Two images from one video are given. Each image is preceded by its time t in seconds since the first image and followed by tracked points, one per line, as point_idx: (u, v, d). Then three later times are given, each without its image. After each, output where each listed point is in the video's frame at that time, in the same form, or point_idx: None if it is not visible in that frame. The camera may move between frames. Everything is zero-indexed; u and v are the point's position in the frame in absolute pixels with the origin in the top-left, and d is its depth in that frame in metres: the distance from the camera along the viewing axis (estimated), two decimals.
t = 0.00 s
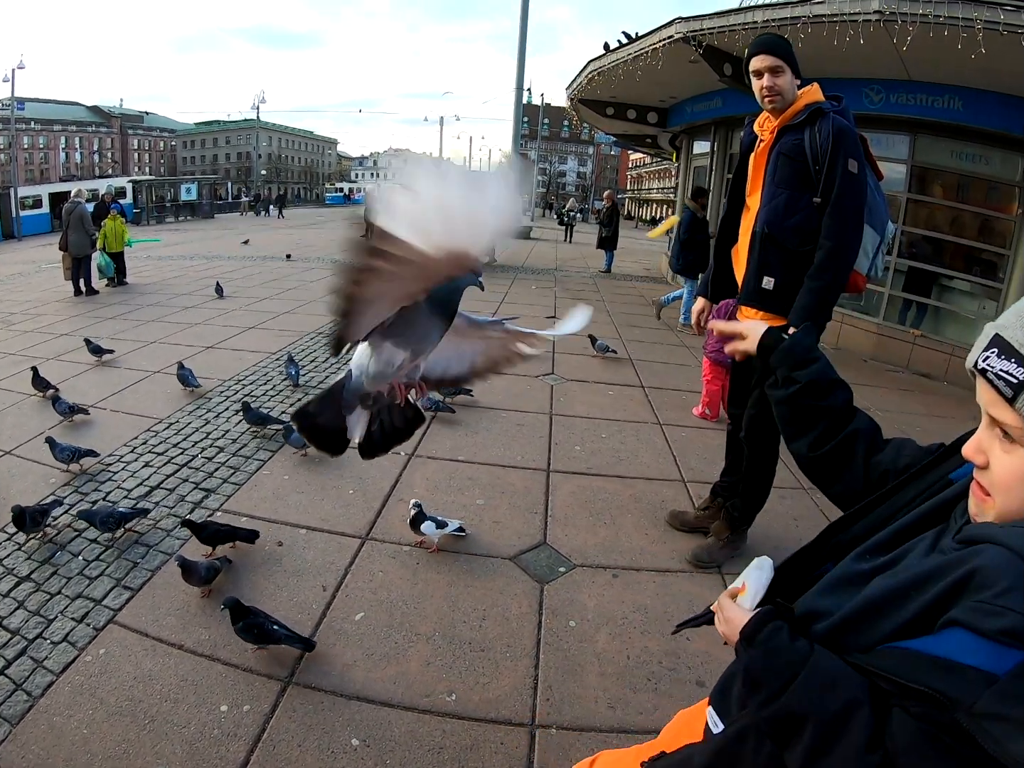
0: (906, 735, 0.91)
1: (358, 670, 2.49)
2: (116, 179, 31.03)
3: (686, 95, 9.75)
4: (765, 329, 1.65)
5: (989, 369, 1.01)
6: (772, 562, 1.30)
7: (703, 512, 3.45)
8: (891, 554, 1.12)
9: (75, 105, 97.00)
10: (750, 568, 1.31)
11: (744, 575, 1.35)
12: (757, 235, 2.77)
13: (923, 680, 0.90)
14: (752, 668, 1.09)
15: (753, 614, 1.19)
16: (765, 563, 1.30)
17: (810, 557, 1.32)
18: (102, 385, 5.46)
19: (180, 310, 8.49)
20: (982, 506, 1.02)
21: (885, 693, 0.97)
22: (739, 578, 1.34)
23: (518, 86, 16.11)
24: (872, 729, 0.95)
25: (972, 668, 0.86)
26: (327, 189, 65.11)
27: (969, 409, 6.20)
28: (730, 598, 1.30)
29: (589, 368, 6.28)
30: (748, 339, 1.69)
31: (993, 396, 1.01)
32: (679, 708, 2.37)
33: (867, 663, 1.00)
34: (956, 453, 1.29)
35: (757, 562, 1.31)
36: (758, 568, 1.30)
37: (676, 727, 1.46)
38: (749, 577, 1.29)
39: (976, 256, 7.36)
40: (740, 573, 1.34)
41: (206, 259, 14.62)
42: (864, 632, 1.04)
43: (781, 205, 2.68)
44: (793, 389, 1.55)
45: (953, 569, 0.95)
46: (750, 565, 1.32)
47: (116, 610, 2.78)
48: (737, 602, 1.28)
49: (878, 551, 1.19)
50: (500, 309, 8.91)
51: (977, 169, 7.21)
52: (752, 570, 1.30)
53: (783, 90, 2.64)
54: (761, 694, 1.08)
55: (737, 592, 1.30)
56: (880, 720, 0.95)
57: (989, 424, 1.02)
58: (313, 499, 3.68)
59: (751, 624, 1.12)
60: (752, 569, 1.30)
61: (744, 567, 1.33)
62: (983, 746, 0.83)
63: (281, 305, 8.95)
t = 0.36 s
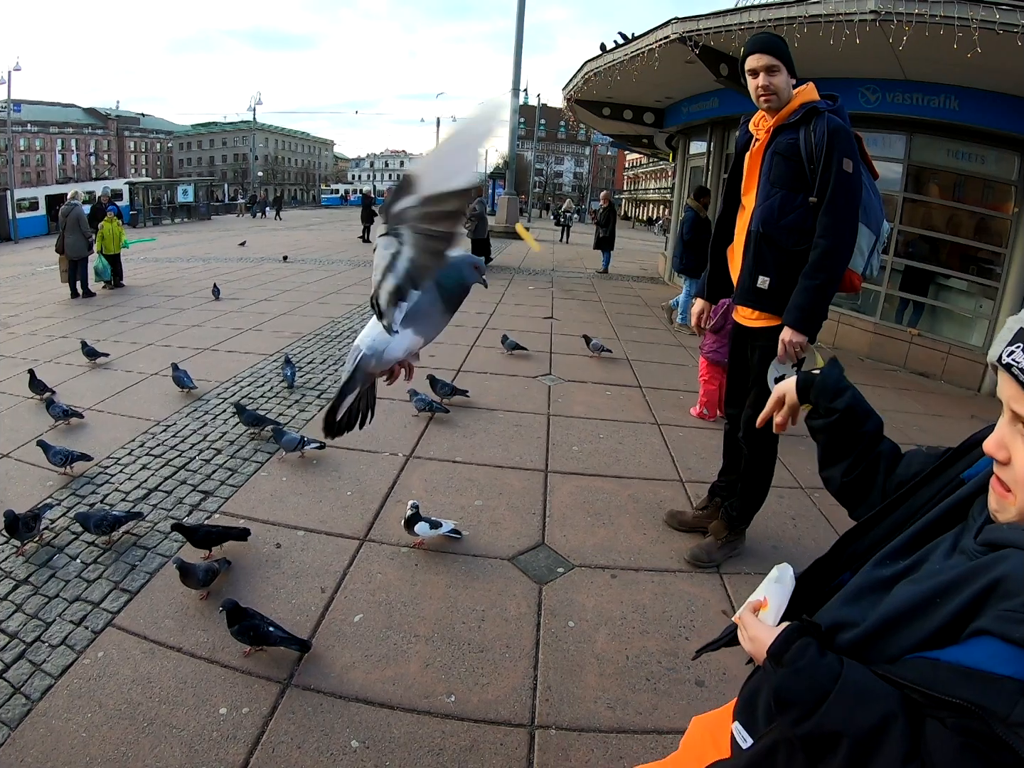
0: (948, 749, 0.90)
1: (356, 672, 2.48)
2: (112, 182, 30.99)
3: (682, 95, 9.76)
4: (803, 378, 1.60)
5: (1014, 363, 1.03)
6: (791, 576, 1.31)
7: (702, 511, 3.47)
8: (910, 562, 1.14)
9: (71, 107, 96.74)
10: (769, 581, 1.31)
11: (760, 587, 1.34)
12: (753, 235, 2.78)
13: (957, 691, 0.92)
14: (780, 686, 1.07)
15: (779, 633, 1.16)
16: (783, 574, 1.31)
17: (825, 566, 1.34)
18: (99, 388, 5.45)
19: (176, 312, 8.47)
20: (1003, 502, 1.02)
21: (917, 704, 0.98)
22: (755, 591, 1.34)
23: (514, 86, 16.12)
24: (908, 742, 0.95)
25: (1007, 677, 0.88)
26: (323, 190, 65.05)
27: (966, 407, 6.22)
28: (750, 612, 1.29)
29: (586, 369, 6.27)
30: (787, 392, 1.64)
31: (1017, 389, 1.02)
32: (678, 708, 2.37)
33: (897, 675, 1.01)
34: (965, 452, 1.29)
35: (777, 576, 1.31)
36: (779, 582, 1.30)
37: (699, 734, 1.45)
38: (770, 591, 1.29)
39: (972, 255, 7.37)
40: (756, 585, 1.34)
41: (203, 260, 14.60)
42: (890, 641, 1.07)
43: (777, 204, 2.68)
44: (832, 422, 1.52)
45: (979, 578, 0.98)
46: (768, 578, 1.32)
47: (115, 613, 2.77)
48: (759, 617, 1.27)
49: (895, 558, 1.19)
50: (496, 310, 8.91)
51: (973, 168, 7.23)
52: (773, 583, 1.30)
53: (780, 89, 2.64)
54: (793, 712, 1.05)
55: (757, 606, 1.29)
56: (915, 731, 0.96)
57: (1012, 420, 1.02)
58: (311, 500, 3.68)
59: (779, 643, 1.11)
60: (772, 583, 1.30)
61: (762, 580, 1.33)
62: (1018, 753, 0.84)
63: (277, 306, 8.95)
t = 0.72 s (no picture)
0: (966, 749, 0.91)
1: (356, 673, 2.48)
2: (109, 183, 30.94)
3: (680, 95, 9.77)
4: (846, 377, 1.56)
5: None
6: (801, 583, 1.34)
7: (701, 511, 3.47)
8: (922, 564, 1.15)
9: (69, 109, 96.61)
10: (780, 588, 1.33)
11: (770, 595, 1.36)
12: (750, 235, 2.78)
13: (974, 691, 0.93)
14: (798, 692, 1.08)
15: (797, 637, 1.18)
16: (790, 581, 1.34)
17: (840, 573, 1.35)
18: (96, 389, 5.44)
19: (174, 313, 8.46)
20: (1018, 502, 1.03)
21: (934, 706, 0.99)
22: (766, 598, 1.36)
23: (511, 87, 16.11)
24: (926, 744, 0.96)
25: None
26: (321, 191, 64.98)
27: (965, 407, 6.23)
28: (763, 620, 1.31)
29: (584, 369, 6.27)
30: (823, 386, 1.59)
31: None
32: (678, 708, 2.37)
33: (914, 678, 1.02)
34: (973, 457, 1.29)
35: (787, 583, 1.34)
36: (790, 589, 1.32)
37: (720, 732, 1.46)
38: (782, 599, 1.31)
39: (970, 254, 7.33)
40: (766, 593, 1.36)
41: (200, 261, 14.58)
42: (907, 645, 1.07)
43: (774, 204, 2.69)
44: (868, 426, 1.51)
45: (991, 579, 0.98)
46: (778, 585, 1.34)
47: (114, 615, 2.77)
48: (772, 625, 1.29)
49: (908, 559, 1.19)
50: (494, 310, 8.90)
51: (970, 167, 7.23)
52: (784, 590, 1.32)
53: (776, 88, 2.65)
54: (811, 717, 1.07)
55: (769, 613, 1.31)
56: (932, 732, 0.97)
57: None
58: (310, 502, 3.68)
59: (795, 649, 1.12)
60: (783, 590, 1.32)
61: (772, 588, 1.35)
62: None
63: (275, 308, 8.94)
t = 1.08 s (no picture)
0: (985, 745, 0.94)
1: (355, 674, 2.48)
2: (107, 185, 30.91)
3: (677, 95, 9.77)
4: (888, 369, 1.54)
5: None
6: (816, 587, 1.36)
7: (699, 511, 3.47)
8: (936, 564, 1.17)
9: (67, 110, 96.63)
10: (796, 592, 1.34)
11: (785, 599, 1.38)
12: (747, 235, 2.78)
13: (993, 692, 0.98)
14: (819, 695, 1.09)
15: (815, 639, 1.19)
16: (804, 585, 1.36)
17: (853, 576, 1.35)
18: (94, 391, 5.43)
19: (171, 315, 8.44)
20: None
21: (955, 705, 1.02)
22: (782, 603, 1.37)
23: (508, 87, 16.10)
24: (946, 745, 0.98)
25: None
26: (319, 192, 64.94)
27: (962, 406, 6.24)
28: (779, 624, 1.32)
29: (583, 369, 6.27)
30: (865, 377, 1.58)
31: None
32: (677, 708, 2.38)
33: (934, 679, 1.05)
34: (983, 457, 1.30)
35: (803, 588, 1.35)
36: (806, 593, 1.34)
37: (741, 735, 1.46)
38: (799, 602, 1.32)
39: (967, 254, 7.33)
40: (782, 598, 1.38)
41: (198, 263, 14.56)
42: (927, 646, 1.10)
43: (770, 203, 2.69)
44: (901, 422, 1.51)
45: (1010, 583, 1.01)
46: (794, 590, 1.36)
47: (112, 617, 2.76)
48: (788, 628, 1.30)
49: (923, 559, 1.21)
50: (492, 311, 8.89)
51: (967, 166, 7.24)
52: (799, 594, 1.34)
53: (773, 87, 2.65)
54: (832, 719, 1.08)
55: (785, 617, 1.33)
56: (954, 735, 0.99)
57: None
58: (309, 502, 3.67)
59: (814, 651, 1.14)
60: (800, 594, 1.34)
61: (788, 592, 1.36)
62: None
63: (273, 309, 8.93)
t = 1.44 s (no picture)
0: (1008, 747, 0.95)
1: (354, 675, 2.48)
2: (104, 186, 30.85)
3: (674, 95, 9.79)
4: (925, 363, 1.53)
5: None
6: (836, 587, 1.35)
7: (697, 510, 3.47)
8: (953, 562, 1.15)
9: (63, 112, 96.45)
10: (816, 593, 1.34)
11: (803, 598, 1.37)
12: (744, 234, 2.79)
13: (1013, 689, 0.97)
14: (841, 698, 1.10)
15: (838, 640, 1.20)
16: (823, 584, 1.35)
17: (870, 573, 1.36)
18: (91, 393, 5.42)
19: (168, 316, 8.43)
20: None
21: (976, 705, 1.02)
22: (801, 602, 1.37)
23: (505, 88, 16.10)
24: (968, 745, 0.99)
25: None
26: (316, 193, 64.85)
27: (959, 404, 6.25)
28: (798, 625, 1.32)
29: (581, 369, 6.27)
30: (903, 368, 1.57)
31: None
32: (676, 707, 2.38)
33: (955, 678, 1.05)
34: (997, 456, 1.28)
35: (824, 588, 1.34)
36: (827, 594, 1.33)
37: (752, 741, 1.44)
38: (819, 603, 1.31)
39: (964, 252, 7.35)
40: (800, 597, 1.37)
41: (195, 264, 14.54)
42: (946, 645, 1.10)
43: (767, 203, 2.70)
44: (929, 418, 1.50)
45: None
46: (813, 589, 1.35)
47: (111, 619, 2.76)
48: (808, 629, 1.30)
49: (940, 557, 1.20)
50: (490, 311, 8.89)
51: (963, 165, 7.24)
52: (819, 594, 1.33)
53: (768, 87, 2.64)
54: (854, 721, 1.08)
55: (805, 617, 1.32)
56: (976, 735, 1.00)
57: None
58: (307, 504, 3.67)
59: (835, 654, 1.13)
60: (821, 594, 1.33)
61: (808, 592, 1.35)
62: None
63: (271, 310, 8.92)
